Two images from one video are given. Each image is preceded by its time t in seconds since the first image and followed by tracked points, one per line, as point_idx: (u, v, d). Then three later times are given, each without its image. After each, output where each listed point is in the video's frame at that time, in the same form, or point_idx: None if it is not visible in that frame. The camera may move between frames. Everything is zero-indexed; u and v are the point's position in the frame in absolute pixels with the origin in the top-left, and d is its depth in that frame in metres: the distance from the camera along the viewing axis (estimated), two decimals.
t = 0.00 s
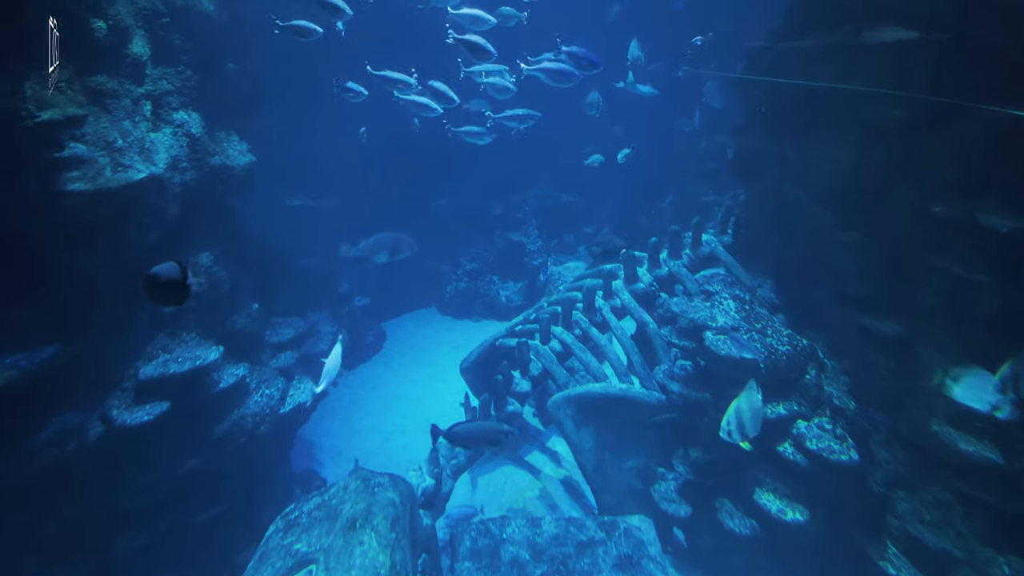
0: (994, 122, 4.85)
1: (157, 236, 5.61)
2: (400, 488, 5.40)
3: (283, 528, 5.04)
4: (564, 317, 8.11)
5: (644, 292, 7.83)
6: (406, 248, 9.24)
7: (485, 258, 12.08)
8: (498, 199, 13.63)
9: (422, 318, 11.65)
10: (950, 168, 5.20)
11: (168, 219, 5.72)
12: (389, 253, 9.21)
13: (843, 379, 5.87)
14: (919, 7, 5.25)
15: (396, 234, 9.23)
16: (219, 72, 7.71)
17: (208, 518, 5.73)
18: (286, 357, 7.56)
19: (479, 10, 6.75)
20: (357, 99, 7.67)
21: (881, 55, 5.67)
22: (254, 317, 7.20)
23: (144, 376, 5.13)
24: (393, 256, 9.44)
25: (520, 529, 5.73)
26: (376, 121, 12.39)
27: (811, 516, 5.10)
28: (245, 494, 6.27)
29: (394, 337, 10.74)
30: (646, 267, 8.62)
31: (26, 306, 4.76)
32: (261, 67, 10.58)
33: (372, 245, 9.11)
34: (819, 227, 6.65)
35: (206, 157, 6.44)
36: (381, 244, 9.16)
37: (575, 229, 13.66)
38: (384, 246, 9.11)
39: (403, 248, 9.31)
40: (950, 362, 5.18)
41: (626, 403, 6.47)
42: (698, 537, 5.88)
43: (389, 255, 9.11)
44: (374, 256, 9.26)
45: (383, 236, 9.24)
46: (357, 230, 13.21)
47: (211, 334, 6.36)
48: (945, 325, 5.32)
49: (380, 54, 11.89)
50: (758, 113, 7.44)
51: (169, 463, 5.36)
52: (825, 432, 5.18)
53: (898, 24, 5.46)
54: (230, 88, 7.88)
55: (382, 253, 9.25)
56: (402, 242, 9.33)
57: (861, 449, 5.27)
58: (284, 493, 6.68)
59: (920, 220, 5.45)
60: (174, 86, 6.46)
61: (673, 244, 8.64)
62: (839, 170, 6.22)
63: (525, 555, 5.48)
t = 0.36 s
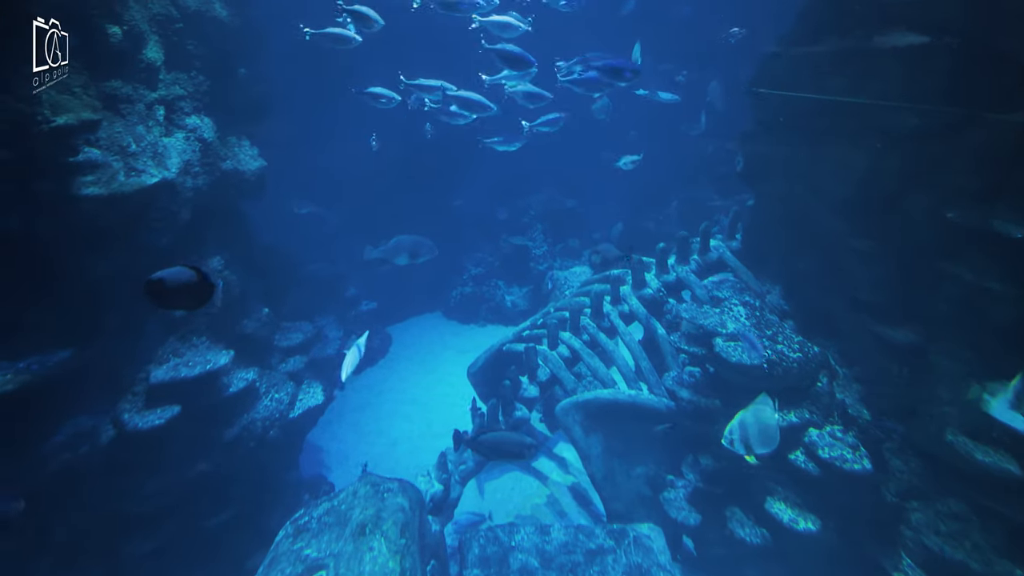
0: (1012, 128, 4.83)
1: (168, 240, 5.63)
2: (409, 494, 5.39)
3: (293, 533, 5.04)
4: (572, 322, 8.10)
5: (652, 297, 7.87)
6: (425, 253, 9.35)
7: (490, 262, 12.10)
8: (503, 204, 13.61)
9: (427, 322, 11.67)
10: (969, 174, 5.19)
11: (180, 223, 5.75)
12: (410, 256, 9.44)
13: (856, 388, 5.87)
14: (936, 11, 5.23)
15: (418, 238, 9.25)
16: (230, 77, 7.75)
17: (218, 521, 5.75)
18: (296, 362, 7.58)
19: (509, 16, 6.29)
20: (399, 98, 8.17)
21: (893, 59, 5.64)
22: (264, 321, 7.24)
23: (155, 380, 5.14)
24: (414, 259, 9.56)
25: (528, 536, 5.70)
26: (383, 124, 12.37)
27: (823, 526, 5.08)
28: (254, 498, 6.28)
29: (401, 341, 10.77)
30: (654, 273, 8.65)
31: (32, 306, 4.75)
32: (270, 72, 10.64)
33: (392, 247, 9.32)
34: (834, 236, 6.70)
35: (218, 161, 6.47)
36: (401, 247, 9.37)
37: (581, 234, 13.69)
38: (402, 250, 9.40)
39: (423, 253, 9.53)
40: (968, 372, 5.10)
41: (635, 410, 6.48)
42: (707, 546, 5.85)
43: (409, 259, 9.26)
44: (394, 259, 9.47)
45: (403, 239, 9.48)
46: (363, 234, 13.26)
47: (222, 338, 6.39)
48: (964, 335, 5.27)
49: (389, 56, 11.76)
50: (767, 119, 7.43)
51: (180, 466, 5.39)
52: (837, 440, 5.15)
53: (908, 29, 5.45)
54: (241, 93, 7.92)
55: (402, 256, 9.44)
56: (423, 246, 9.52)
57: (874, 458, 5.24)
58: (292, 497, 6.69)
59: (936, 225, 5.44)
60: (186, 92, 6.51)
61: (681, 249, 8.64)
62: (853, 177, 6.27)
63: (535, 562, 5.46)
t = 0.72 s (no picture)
0: None
1: (186, 242, 5.71)
2: (422, 495, 5.42)
3: (308, 532, 5.09)
4: (581, 326, 8.11)
5: (661, 301, 7.83)
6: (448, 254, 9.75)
7: (497, 266, 12.17)
8: (511, 208, 13.69)
9: (436, 325, 11.74)
10: (983, 179, 5.23)
11: (198, 225, 5.82)
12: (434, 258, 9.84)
13: (867, 394, 5.88)
14: (950, 20, 5.22)
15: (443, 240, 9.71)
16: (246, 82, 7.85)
17: (232, 521, 5.77)
18: (308, 363, 7.66)
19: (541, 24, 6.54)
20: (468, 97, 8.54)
21: (903, 65, 5.74)
22: (277, 323, 7.30)
23: (173, 380, 5.21)
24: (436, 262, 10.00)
25: (539, 538, 5.70)
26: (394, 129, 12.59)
27: (835, 530, 5.08)
28: (268, 497, 6.33)
29: (409, 344, 10.84)
30: (663, 277, 8.70)
31: (53, 306, 4.82)
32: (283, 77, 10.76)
33: (416, 249, 9.64)
34: (847, 240, 6.78)
35: (235, 165, 6.56)
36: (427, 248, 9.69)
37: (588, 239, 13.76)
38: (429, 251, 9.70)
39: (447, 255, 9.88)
40: (981, 378, 5.14)
41: (646, 414, 6.44)
42: (718, 549, 5.86)
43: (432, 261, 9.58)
44: (417, 261, 9.82)
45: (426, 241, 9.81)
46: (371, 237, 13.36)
47: (236, 339, 6.46)
48: (976, 338, 5.30)
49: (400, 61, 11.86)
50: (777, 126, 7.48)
51: (195, 466, 5.47)
52: (850, 445, 5.14)
53: (919, 35, 5.54)
54: (256, 97, 8.02)
55: (426, 258, 9.77)
56: (446, 249, 9.85)
57: (886, 463, 5.26)
58: (303, 497, 6.74)
59: (951, 230, 5.50)
60: (204, 96, 6.62)
61: (690, 254, 8.68)
62: (865, 183, 6.37)
63: (546, 564, 5.47)
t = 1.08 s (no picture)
0: None
1: (205, 244, 5.80)
2: (436, 495, 5.47)
3: (325, 529, 5.17)
4: (592, 330, 8.17)
5: (671, 306, 8.00)
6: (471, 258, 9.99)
7: (503, 270, 12.25)
8: (518, 213, 13.80)
9: (444, 329, 11.83)
10: (993, 184, 5.35)
11: (217, 228, 5.91)
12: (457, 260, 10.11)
13: (879, 397, 6.04)
14: (962, 29, 5.50)
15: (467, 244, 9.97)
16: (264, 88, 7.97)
17: (248, 518, 5.90)
18: (322, 365, 7.81)
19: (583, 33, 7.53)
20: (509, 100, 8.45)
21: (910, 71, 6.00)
22: (293, 324, 7.41)
23: (192, 379, 5.30)
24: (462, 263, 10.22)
25: (551, 538, 5.74)
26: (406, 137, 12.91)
27: (846, 532, 5.09)
28: (284, 497, 6.42)
29: (418, 347, 10.93)
30: (673, 282, 8.76)
31: (77, 306, 4.97)
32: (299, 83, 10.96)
33: (441, 253, 9.90)
34: (856, 245, 6.93)
35: (253, 169, 6.69)
36: (450, 251, 9.93)
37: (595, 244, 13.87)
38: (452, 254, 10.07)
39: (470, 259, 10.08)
40: (990, 385, 5.15)
41: (656, 417, 6.51)
42: (728, 552, 5.89)
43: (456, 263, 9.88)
44: (442, 263, 10.08)
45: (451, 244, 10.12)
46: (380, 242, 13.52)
47: (253, 339, 6.56)
48: (986, 343, 5.33)
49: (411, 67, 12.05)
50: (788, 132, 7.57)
51: (215, 463, 5.60)
52: (862, 448, 5.18)
53: (927, 42, 5.84)
54: (275, 103, 8.17)
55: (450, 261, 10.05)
56: (470, 251, 10.07)
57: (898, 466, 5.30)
58: (316, 497, 6.81)
59: (964, 237, 5.58)
60: (224, 101, 6.76)
61: (699, 259, 8.77)
62: (878, 189, 6.45)
63: (558, 564, 5.51)
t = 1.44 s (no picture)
0: None
1: (221, 246, 5.85)
2: (449, 496, 5.51)
3: (339, 528, 5.20)
4: (601, 333, 8.13)
5: (680, 310, 8.03)
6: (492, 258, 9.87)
7: (509, 274, 12.30)
8: (523, 218, 13.86)
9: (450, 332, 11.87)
10: (1006, 190, 5.59)
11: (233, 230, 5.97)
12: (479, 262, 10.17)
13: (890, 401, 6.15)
14: (971, 35, 5.67)
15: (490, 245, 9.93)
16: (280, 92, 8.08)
17: (263, 516, 5.97)
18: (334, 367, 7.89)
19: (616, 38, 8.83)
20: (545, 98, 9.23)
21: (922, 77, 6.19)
22: (306, 326, 7.47)
23: (207, 379, 5.32)
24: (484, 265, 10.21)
25: (562, 541, 5.74)
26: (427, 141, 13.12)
27: (859, 536, 5.08)
28: (296, 497, 6.46)
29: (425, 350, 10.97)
30: (682, 286, 8.78)
31: (95, 305, 5.05)
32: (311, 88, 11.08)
33: (461, 255, 9.90)
34: (867, 252, 7.03)
35: (269, 172, 6.79)
36: (471, 253, 9.88)
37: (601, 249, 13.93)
38: (472, 256, 9.98)
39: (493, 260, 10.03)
40: (1004, 388, 5.28)
41: (667, 421, 6.50)
42: (739, 557, 5.86)
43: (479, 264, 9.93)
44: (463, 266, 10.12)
45: (473, 246, 10.00)
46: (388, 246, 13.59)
47: (266, 341, 6.62)
48: (1000, 346, 5.49)
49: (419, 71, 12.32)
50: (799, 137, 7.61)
51: (230, 462, 5.63)
52: (874, 452, 5.21)
53: (937, 48, 5.99)
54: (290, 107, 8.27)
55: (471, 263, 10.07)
56: (491, 254, 9.96)
57: (911, 471, 5.32)
58: (326, 499, 6.82)
59: (979, 240, 5.80)
60: (241, 105, 6.90)
61: (708, 263, 8.80)
62: (885, 196, 6.76)
63: (569, 567, 5.50)
